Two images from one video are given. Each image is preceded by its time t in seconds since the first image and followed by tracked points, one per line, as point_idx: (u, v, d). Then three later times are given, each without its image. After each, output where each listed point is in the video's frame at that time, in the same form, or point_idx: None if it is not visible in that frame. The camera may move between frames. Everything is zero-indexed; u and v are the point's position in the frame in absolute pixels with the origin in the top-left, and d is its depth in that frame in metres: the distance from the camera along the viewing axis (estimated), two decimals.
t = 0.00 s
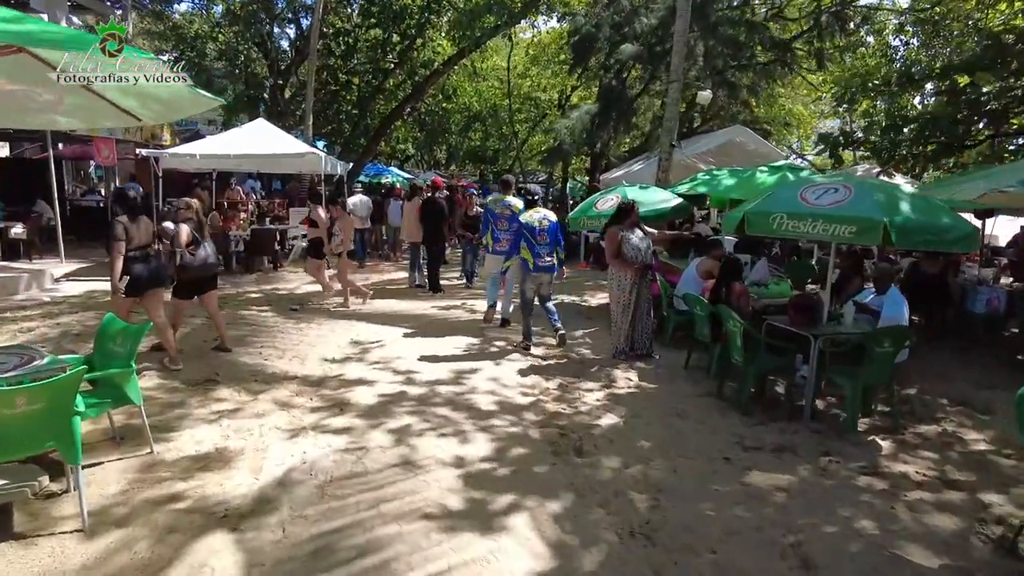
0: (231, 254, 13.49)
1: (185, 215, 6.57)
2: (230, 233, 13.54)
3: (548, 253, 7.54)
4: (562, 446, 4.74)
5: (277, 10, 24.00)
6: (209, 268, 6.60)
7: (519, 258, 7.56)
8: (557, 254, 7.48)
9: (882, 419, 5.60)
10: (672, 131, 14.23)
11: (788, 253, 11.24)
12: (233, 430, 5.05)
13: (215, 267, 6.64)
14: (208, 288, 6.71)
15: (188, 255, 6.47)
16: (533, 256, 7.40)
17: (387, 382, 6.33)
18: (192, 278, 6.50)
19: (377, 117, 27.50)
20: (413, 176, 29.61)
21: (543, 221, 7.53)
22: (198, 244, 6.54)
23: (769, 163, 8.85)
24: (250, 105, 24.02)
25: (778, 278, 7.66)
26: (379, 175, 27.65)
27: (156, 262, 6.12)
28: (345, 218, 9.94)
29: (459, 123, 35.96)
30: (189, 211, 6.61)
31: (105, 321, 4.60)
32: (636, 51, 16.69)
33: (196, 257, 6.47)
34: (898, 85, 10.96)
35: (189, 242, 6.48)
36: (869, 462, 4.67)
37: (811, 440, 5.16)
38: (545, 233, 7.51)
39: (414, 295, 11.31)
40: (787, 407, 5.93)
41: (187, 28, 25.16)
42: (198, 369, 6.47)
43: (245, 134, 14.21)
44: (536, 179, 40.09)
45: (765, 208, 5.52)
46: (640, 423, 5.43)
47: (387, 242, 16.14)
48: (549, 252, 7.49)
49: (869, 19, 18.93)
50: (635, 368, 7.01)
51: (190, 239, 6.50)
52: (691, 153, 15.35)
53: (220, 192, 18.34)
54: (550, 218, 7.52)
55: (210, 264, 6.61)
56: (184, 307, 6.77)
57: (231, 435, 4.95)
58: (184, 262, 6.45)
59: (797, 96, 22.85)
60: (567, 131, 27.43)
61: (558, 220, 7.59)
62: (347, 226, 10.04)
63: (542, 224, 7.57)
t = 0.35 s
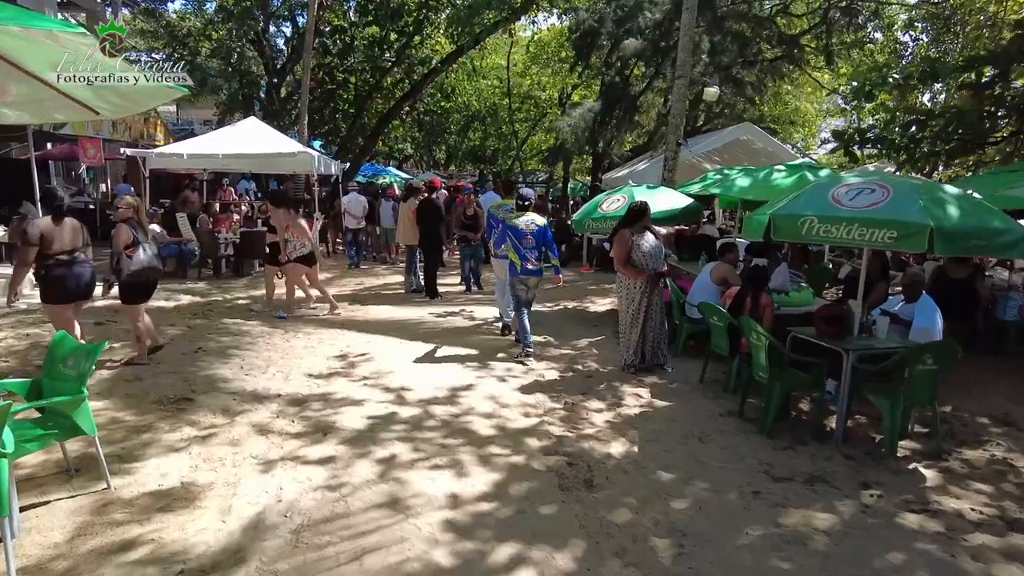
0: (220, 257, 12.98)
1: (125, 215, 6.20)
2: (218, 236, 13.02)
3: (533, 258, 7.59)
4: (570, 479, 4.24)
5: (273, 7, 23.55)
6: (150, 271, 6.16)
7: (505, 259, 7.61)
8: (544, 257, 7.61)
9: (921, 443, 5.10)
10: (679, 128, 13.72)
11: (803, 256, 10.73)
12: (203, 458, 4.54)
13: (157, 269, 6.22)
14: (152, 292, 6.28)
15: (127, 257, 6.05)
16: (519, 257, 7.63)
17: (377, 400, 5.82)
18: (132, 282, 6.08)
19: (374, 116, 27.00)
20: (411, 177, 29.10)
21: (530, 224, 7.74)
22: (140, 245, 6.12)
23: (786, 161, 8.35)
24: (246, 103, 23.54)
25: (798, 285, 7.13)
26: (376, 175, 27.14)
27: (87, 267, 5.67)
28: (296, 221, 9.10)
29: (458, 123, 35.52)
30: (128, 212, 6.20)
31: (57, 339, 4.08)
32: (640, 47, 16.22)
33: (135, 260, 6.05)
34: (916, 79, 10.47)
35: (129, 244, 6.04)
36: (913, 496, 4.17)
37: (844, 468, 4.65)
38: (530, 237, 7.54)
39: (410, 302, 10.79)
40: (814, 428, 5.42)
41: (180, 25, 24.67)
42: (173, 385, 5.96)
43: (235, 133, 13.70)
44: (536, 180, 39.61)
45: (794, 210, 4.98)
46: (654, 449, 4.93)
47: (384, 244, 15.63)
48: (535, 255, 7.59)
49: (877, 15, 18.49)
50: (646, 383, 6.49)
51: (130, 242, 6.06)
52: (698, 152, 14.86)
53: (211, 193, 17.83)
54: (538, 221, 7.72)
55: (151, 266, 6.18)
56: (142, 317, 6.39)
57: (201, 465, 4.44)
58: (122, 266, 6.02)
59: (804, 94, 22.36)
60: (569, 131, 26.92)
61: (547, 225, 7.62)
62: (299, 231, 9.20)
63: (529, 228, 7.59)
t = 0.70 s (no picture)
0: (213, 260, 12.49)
1: (75, 217, 5.73)
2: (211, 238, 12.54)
3: (533, 250, 7.74)
4: (590, 515, 3.75)
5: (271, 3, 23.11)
6: (100, 277, 5.74)
7: (506, 251, 7.77)
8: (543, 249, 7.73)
9: (977, 469, 4.60)
10: (690, 124, 13.21)
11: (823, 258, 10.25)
12: (177, 490, 4.06)
13: (107, 276, 5.79)
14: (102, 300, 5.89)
15: (76, 261, 5.64)
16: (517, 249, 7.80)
17: (375, 418, 5.34)
18: (81, 288, 5.67)
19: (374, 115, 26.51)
20: (411, 176, 28.61)
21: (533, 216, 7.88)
22: (90, 250, 5.73)
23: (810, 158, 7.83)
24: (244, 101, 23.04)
25: (828, 290, 6.63)
26: (376, 175, 26.65)
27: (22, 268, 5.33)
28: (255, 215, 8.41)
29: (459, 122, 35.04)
30: (82, 215, 5.81)
31: (8, 357, 3.60)
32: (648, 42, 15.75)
33: (85, 265, 5.64)
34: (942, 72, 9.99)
35: (78, 247, 5.64)
36: (981, 536, 3.68)
37: (897, 501, 4.15)
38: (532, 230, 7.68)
39: (411, 306, 10.29)
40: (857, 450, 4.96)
41: (176, 22, 24.21)
42: (152, 402, 5.48)
43: (229, 131, 13.25)
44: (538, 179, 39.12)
45: (839, 211, 4.47)
46: (681, 477, 4.44)
47: (384, 245, 15.14)
48: (535, 248, 7.74)
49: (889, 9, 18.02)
50: (666, 398, 5.99)
51: (80, 245, 5.66)
52: (708, 150, 14.37)
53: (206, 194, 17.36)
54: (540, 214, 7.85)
55: (101, 272, 5.75)
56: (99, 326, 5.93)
57: (174, 498, 3.96)
58: (70, 271, 5.62)
59: (814, 91, 21.84)
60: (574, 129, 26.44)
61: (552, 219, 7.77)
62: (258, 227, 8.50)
63: (533, 221, 7.75)
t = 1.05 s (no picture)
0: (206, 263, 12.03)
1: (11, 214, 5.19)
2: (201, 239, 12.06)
3: (531, 255, 7.79)
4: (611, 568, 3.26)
5: None
6: (47, 279, 5.38)
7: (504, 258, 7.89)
8: (540, 255, 7.77)
9: None
10: (701, 122, 12.72)
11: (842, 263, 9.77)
12: (141, 534, 3.59)
13: (55, 277, 5.43)
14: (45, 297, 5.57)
15: (19, 262, 5.22)
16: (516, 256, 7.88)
17: (369, 443, 4.87)
18: (24, 292, 5.28)
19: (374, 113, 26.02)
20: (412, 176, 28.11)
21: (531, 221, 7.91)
22: (33, 249, 5.32)
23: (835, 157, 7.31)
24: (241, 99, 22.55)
25: (859, 301, 6.17)
26: (377, 174, 26.15)
27: None
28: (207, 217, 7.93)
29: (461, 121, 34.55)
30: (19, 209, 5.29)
31: None
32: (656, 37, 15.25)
33: (30, 266, 5.26)
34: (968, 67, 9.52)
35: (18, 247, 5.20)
36: None
37: (955, 547, 3.68)
38: (529, 235, 7.74)
39: (410, 312, 9.82)
40: (899, 481, 4.52)
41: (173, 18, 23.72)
42: (126, 424, 5.04)
43: (224, 129, 12.79)
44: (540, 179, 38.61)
45: (890, 216, 3.97)
46: (709, 516, 3.97)
47: (383, 247, 14.68)
48: (534, 253, 7.78)
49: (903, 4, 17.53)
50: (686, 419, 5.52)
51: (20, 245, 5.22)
52: (719, 149, 13.89)
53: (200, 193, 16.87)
54: (536, 218, 7.87)
55: (49, 274, 5.39)
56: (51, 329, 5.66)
57: (136, 545, 3.49)
58: (12, 274, 5.20)
59: (824, 88, 21.29)
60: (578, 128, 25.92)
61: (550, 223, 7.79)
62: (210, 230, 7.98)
63: (530, 226, 7.81)
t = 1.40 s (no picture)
0: (192, 267, 11.52)
1: None
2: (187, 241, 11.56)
3: (526, 253, 7.71)
4: None
5: None
6: None
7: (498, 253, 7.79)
8: (538, 252, 7.76)
9: None
10: (708, 118, 12.20)
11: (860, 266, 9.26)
12: None
13: None
14: None
15: None
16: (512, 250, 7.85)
17: (350, 471, 4.39)
18: None
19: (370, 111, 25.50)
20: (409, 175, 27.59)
21: (526, 216, 7.74)
22: None
23: (857, 153, 6.77)
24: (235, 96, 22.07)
25: (889, 308, 5.67)
26: (375, 174, 25.64)
27: None
28: (152, 218, 7.37)
29: (460, 119, 34.05)
30: None
31: None
32: (661, 29, 14.73)
33: None
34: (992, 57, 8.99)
35: None
36: None
37: None
38: (523, 232, 7.64)
39: (404, 318, 9.33)
40: (943, 516, 4.03)
41: (164, 15, 23.18)
42: (84, 449, 4.56)
43: (211, 127, 12.28)
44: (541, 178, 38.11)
45: (945, 218, 3.45)
46: (735, 563, 3.48)
47: (378, 248, 14.19)
48: (529, 250, 7.69)
49: None
50: (703, 440, 5.03)
51: None
52: (727, 146, 13.37)
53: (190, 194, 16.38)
54: (533, 214, 7.69)
55: None
56: None
57: None
58: None
59: (831, 84, 20.75)
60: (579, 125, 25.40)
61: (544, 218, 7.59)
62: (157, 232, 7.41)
63: (523, 222, 7.68)
